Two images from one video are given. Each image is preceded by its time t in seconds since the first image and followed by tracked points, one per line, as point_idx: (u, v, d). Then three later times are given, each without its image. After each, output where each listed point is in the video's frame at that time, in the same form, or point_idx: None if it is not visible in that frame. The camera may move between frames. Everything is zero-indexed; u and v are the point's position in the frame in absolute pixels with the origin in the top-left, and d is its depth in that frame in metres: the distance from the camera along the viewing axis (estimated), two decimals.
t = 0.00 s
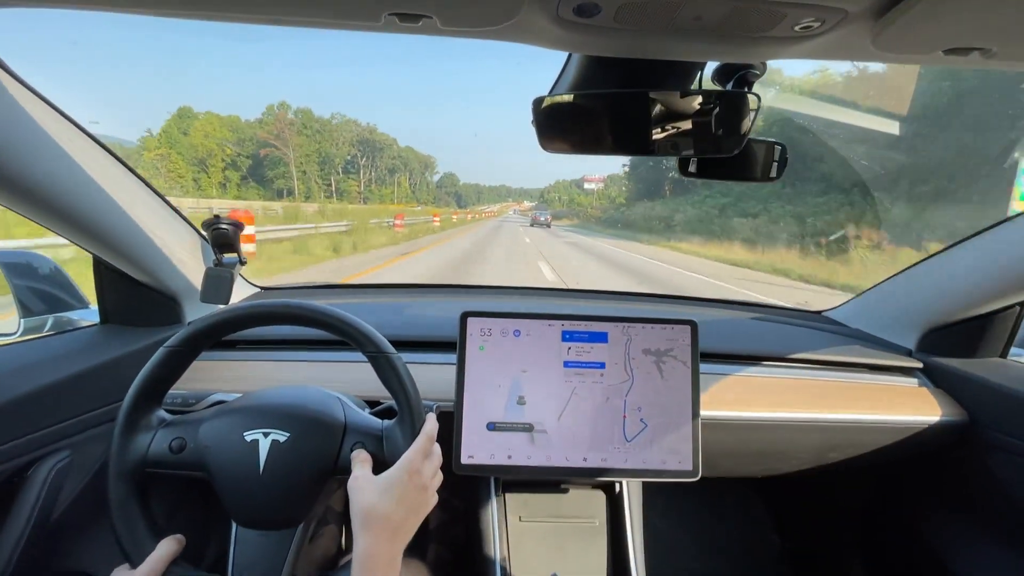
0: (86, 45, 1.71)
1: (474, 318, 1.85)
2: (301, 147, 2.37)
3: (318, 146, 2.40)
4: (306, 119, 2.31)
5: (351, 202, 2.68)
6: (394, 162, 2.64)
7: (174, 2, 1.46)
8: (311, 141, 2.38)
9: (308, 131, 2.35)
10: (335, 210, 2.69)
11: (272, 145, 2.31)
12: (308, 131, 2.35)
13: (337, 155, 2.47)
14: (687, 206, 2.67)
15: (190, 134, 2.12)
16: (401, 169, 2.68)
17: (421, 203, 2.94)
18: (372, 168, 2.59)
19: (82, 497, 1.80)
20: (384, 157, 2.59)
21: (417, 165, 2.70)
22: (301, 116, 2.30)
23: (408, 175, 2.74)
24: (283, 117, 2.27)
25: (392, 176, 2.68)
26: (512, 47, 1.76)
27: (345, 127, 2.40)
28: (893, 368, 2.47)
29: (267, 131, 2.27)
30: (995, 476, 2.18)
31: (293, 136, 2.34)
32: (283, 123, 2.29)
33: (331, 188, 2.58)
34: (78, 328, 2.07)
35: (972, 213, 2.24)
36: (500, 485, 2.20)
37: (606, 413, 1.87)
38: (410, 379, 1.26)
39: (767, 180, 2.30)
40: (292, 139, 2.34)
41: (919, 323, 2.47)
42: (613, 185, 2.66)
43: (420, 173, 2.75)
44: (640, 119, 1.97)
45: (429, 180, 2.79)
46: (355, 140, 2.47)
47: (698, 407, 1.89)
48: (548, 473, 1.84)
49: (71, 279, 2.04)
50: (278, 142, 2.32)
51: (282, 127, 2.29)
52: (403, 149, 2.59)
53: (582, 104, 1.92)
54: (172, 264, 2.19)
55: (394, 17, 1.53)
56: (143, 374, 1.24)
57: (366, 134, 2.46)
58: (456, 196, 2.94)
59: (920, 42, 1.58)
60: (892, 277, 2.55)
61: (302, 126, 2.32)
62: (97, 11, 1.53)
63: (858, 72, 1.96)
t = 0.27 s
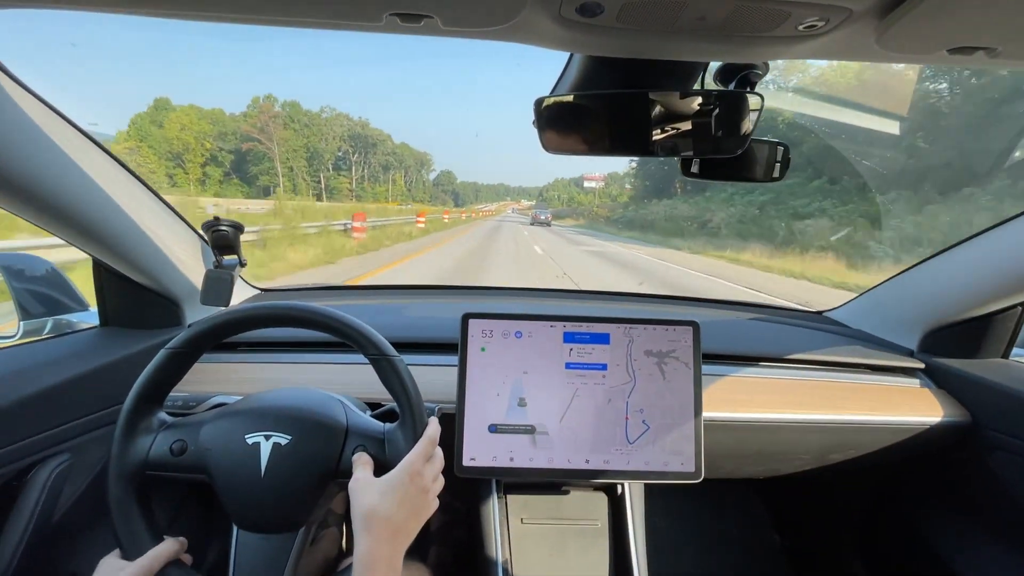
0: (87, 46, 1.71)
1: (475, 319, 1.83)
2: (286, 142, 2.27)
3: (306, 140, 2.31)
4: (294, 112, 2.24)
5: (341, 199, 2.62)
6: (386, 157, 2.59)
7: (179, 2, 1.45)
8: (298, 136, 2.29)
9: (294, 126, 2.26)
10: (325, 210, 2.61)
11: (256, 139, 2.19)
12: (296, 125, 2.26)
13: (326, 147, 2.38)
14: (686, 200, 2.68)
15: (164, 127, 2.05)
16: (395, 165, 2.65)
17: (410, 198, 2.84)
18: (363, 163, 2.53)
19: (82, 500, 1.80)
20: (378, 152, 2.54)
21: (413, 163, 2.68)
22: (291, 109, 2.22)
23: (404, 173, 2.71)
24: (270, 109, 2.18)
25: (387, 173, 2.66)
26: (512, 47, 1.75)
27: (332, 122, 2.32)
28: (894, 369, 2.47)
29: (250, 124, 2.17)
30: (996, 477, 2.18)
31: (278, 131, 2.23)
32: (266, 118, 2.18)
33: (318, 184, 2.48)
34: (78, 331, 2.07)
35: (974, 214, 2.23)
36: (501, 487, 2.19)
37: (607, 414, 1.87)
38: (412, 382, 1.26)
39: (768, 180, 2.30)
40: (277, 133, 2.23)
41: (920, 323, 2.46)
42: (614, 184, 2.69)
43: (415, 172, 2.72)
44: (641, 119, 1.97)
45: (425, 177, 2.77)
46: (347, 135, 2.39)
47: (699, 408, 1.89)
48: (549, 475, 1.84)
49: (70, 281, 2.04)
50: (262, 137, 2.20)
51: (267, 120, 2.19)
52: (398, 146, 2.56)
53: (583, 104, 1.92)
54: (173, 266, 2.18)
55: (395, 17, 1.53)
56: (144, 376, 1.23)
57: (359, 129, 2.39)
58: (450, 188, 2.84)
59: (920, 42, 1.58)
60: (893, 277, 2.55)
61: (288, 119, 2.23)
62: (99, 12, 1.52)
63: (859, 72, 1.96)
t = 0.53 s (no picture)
0: (88, 46, 1.71)
1: (474, 320, 1.83)
2: (269, 136, 2.27)
3: (292, 137, 2.32)
4: (282, 107, 2.22)
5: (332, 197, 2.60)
6: (381, 155, 2.54)
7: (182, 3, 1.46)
8: (284, 132, 2.30)
9: (279, 121, 2.25)
10: (317, 209, 2.59)
11: (239, 134, 2.19)
12: (282, 120, 2.26)
13: (316, 146, 2.40)
14: (684, 203, 2.63)
15: (136, 119, 2.00)
16: (392, 165, 2.62)
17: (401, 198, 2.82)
18: (358, 160, 2.51)
19: (80, 500, 1.80)
20: (372, 148, 2.50)
21: (410, 163, 2.65)
22: (279, 102, 2.20)
23: (400, 172, 2.68)
24: (255, 103, 2.16)
25: (386, 171, 2.63)
26: (511, 48, 1.76)
27: (321, 118, 2.33)
28: (894, 370, 2.47)
29: (233, 119, 2.15)
30: (995, 478, 2.18)
31: (261, 126, 2.22)
32: (247, 112, 2.16)
33: (308, 181, 2.50)
34: (76, 331, 2.07)
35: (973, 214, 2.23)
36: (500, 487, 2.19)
37: (606, 415, 1.87)
38: (410, 382, 1.26)
39: (767, 181, 2.30)
40: (259, 127, 2.22)
41: (919, 324, 2.47)
42: (615, 184, 2.66)
43: (415, 172, 2.72)
44: (640, 120, 1.97)
45: (420, 178, 2.77)
46: (339, 131, 2.39)
47: (698, 408, 1.89)
48: (548, 476, 1.83)
49: (69, 281, 2.04)
50: (246, 132, 2.20)
51: (250, 114, 2.17)
52: (394, 146, 2.51)
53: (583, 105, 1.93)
54: (173, 267, 2.19)
55: (394, 17, 1.53)
56: (142, 376, 1.23)
57: (349, 125, 2.38)
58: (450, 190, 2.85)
59: (919, 43, 1.58)
60: (893, 278, 2.55)
61: (275, 114, 2.22)
62: (101, 12, 1.53)
63: (858, 72, 1.96)
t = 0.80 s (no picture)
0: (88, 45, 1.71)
1: (474, 318, 1.84)
2: (250, 128, 2.20)
3: (276, 132, 2.26)
4: (267, 99, 2.16)
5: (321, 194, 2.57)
6: (374, 151, 2.54)
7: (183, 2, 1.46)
8: (266, 127, 2.23)
9: (261, 114, 2.19)
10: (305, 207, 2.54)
11: (216, 125, 2.13)
12: (265, 113, 2.20)
13: (303, 142, 2.34)
14: (676, 203, 2.68)
15: (99, 108, 1.91)
16: (384, 160, 2.61)
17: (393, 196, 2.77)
18: (350, 155, 2.49)
19: (82, 499, 1.80)
20: (361, 147, 2.48)
21: (405, 160, 2.63)
22: (264, 96, 2.14)
23: (394, 169, 2.68)
24: (237, 94, 2.09)
25: (380, 167, 2.62)
26: (511, 46, 1.75)
27: (309, 112, 2.25)
28: (894, 368, 2.47)
29: (210, 109, 2.09)
30: (995, 475, 2.19)
31: (241, 116, 2.15)
32: (227, 102, 2.09)
33: (293, 177, 2.44)
34: (77, 330, 2.07)
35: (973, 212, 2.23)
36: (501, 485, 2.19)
37: (606, 413, 1.87)
38: (411, 381, 1.26)
39: (768, 179, 2.30)
40: (240, 118, 2.15)
41: (920, 322, 2.47)
42: (615, 182, 2.64)
43: (411, 170, 2.69)
44: (640, 118, 1.97)
45: (414, 177, 2.72)
46: (328, 125, 2.34)
47: (699, 407, 1.89)
48: (549, 474, 1.84)
49: (70, 281, 2.03)
50: (224, 123, 2.14)
51: (229, 104, 2.10)
52: (388, 141, 2.50)
53: (583, 103, 1.93)
54: (173, 266, 2.19)
55: (394, 16, 1.53)
56: (143, 375, 1.23)
57: (340, 119, 2.32)
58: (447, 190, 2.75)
59: (919, 41, 1.58)
60: (894, 277, 2.55)
61: (258, 107, 2.17)
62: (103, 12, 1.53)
63: (858, 70, 1.95)
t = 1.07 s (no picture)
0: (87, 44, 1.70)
1: (474, 317, 1.84)
2: (228, 124, 2.09)
3: (254, 129, 2.14)
4: (250, 93, 2.07)
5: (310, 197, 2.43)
6: (366, 149, 2.44)
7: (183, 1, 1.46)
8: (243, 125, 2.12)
9: (242, 110, 2.09)
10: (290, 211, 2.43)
11: (190, 120, 2.03)
12: (245, 108, 2.09)
13: (285, 138, 2.21)
14: (679, 206, 2.63)
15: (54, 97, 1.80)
16: (377, 159, 2.50)
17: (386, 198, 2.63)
18: (343, 153, 2.39)
19: (82, 497, 1.80)
20: (354, 146, 2.39)
21: (401, 161, 2.57)
22: (246, 88, 2.04)
23: (388, 169, 2.57)
24: (214, 86, 2.00)
25: (372, 167, 2.50)
26: (511, 45, 1.75)
27: (296, 108, 2.16)
28: (893, 367, 2.47)
29: (183, 102, 2.00)
30: (994, 474, 2.19)
31: (219, 110, 2.05)
32: (203, 94, 2.01)
33: (278, 177, 2.31)
34: (77, 329, 2.07)
35: (972, 212, 2.23)
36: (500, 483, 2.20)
37: (606, 412, 1.87)
38: (411, 380, 1.26)
39: (768, 178, 2.30)
40: (217, 113, 2.05)
41: (919, 321, 2.47)
42: (615, 184, 2.64)
43: (406, 169, 2.61)
44: (641, 116, 1.97)
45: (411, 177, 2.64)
46: (317, 121, 2.24)
47: (698, 405, 1.89)
48: (548, 473, 1.84)
49: (70, 279, 2.03)
50: (199, 118, 2.04)
51: (205, 97, 2.01)
52: (381, 140, 2.43)
53: (582, 102, 1.94)
54: (173, 265, 2.19)
55: (393, 15, 1.53)
56: (144, 374, 1.24)
57: (331, 117, 2.26)
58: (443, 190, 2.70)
59: (919, 40, 1.58)
60: (894, 275, 2.56)
61: (238, 101, 2.07)
62: (103, 11, 1.53)
63: (858, 70, 1.95)
